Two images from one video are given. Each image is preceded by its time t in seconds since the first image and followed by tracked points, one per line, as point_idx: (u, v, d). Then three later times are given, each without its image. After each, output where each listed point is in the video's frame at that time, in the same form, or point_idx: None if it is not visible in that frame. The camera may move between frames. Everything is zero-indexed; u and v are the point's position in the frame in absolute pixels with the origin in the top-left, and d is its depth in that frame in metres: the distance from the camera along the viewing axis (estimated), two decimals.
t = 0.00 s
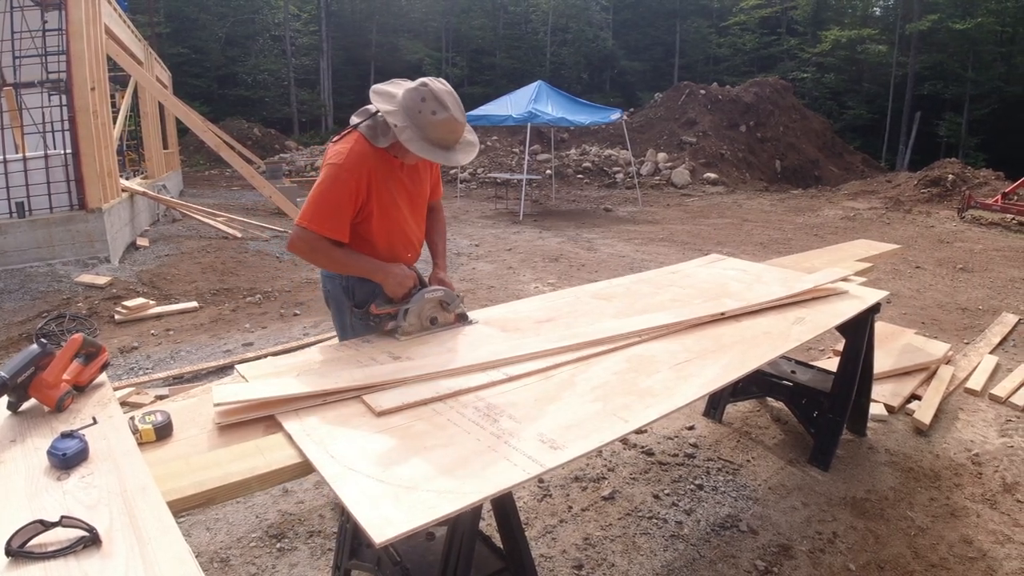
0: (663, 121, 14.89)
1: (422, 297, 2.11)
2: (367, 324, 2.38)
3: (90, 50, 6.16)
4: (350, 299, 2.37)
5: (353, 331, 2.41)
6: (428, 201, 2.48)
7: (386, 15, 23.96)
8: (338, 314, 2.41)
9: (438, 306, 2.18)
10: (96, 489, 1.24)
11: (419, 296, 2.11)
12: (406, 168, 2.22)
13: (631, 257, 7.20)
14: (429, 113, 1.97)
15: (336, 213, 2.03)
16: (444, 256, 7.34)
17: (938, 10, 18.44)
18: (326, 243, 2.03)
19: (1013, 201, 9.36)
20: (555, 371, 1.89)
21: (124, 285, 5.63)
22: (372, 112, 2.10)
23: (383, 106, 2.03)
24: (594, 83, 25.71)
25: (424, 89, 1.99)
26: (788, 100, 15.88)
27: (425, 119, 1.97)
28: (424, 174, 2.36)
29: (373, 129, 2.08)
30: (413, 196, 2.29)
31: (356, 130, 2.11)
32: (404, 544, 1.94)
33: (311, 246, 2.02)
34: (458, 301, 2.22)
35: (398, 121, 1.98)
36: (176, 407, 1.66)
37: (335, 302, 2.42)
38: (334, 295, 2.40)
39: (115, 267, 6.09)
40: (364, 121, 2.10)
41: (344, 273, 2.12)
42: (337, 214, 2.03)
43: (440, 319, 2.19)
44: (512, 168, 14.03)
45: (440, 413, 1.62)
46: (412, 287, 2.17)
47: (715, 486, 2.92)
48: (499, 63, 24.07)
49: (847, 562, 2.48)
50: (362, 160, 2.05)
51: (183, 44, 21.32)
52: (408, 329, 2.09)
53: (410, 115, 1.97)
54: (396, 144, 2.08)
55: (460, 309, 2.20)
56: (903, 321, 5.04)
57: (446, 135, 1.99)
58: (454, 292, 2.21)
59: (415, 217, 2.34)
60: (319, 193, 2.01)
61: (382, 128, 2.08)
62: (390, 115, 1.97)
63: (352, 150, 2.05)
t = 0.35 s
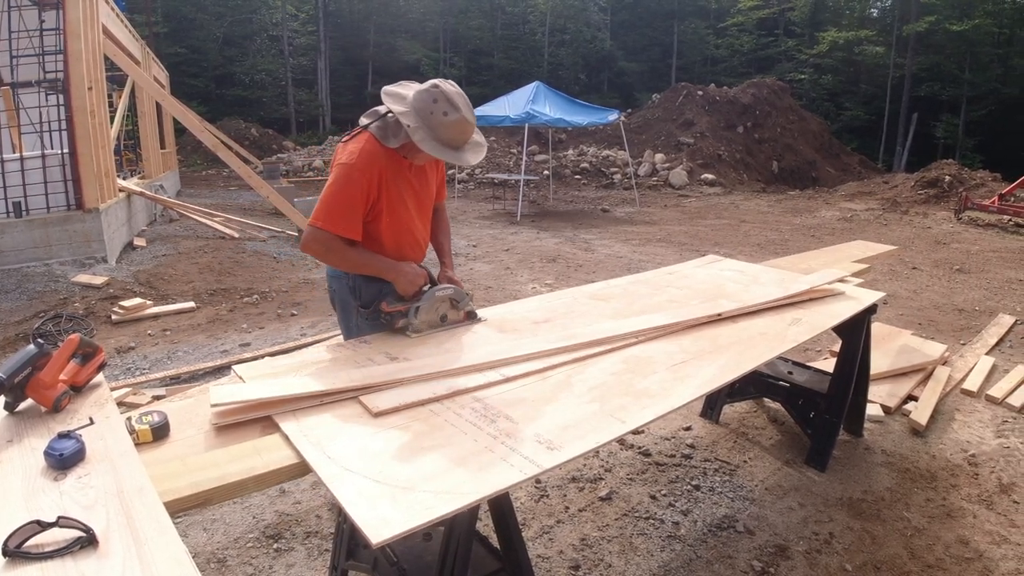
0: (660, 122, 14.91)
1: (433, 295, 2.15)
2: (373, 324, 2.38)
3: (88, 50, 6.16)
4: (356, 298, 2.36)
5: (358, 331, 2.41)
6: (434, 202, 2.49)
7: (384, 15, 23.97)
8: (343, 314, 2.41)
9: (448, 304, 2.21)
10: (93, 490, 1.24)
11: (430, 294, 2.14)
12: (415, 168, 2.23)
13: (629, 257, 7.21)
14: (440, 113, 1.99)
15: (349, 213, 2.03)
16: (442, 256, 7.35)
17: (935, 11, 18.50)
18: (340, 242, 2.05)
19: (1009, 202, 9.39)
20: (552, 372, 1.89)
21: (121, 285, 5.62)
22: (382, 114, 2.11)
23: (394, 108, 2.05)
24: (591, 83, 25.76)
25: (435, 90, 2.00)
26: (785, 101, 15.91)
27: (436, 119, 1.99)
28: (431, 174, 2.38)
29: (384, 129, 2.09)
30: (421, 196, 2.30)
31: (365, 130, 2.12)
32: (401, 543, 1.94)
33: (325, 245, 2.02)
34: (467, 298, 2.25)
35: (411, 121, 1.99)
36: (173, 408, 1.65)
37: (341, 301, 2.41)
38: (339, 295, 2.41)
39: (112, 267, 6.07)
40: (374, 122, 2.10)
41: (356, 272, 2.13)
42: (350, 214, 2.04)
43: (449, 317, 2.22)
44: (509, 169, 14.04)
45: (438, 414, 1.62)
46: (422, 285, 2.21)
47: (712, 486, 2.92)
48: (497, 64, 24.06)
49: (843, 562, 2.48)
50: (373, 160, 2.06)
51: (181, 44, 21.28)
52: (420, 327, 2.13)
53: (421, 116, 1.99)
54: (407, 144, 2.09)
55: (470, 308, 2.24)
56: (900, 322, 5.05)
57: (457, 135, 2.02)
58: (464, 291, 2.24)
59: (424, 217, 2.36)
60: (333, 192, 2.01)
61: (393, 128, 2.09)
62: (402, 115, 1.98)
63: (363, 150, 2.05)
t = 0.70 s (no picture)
0: (660, 123, 14.92)
1: (445, 293, 2.20)
2: (385, 322, 2.40)
3: (86, 50, 6.15)
4: (367, 294, 2.37)
5: (367, 327, 2.42)
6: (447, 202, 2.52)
7: (383, 15, 23.97)
8: (353, 311, 2.42)
9: (460, 302, 2.25)
10: (91, 490, 1.23)
11: (443, 292, 2.19)
12: (430, 167, 2.27)
13: (627, 258, 7.21)
14: (457, 113, 2.03)
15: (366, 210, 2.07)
16: (441, 257, 7.35)
17: (934, 12, 18.55)
18: (356, 238, 2.08)
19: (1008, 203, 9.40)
20: (550, 372, 1.90)
21: (120, 286, 5.62)
22: (399, 114, 2.15)
23: (412, 108, 2.09)
24: (590, 84, 25.79)
25: (452, 91, 2.05)
26: (783, 102, 15.92)
27: (453, 120, 2.03)
28: (446, 174, 2.41)
29: (400, 129, 2.13)
30: (436, 195, 2.33)
31: (382, 129, 2.15)
32: (399, 544, 1.94)
33: (341, 241, 2.06)
34: (479, 297, 2.29)
35: (428, 121, 2.04)
36: (172, 408, 1.65)
37: (351, 298, 2.43)
38: (349, 289, 2.43)
39: (110, 267, 6.07)
40: (391, 122, 2.14)
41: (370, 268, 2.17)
42: (368, 210, 2.07)
43: (461, 315, 2.26)
44: (508, 170, 14.04)
45: (435, 414, 1.62)
46: (435, 283, 2.25)
47: (710, 487, 2.93)
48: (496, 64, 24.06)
49: (841, 563, 2.48)
50: (390, 158, 2.10)
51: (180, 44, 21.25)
52: (432, 324, 2.17)
53: (438, 115, 2.03)
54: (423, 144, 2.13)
55: (482, 306, 2.27)
56: (899, 322, 5.06)
57: (472, 135, 2.06)
58: (476, 289, 2.29)
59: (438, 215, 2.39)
60: (350, 189, 2.05)
61: (409, 127, 2.13)
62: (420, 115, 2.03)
63: (380, 148, 2.09)
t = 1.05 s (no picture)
0: (658, 124, 14.93)
1: (455, 292, 2.23)
2: (394, 319, 2.43)
3: (85, 50, 6.15)
4: (376, 292, 2.41)
5: (376, 324, 2.45)
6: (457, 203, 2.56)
7: (382, 16, 23.98)
8: (363, 308, 2.45)
9: (469, 301, 2.29)
10: (88, 491, 1.23)
11: (453, 291, 2.23)
12: (444, 168, 2.30)
13: (626, 260, 7.20)
14: (474, 116, 2.09)
15: (380, 210, 2.10)
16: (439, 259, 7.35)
17: (932, 13, 18.59)
18: (371, 237, 2.12)
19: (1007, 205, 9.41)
20: (548, 373, 1.90)
21: (118, 286, 5.61)
22: (416, 115, 2.19)
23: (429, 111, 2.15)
24: (589, 85, 25.84)
25: (470, 94, 2.11)
26: (782, 103, 15.93)
27: (470, 123, 2.09)
28: (458, 176, 2.45)
29: (416, 130, 2.16)
30: (447, 196, 2.36)
31: (397, 130, 2.19)
32: (397, 545, 1.94)
33: (356, 240, 2.10)
34: (488, 296, 2.33)
35: (445, 123, 2.09)
36: (169, 409, 1.65)
37: (361, 294, 2.46)
38: (359, 286, 2.46)
39: (109, 268, 6.06)
40: (406, 123, 2.18)
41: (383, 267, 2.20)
42: (381, 209, 2.10)
43: (470, 314, 2.29)
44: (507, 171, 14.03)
45: (434, 415, 1.62)
46: (445, 282, 2.29)
47: (708, 488, 2.93)
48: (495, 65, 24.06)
49: (838, 564, 2.48)
50: (405, 159, 2.13)
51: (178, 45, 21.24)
52: (442, 322, 2.21)
53: (456, 118, 2.09)
54: (439, 146, 2.17)
55: (491, 305, 2.31)
56: (897, 323, 5.07)
57: (488, 138, 2.12)
58: (485, 288, 2.32)
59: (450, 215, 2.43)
60: (365, 189, 2.08)
61: (426, 129, 2.16)
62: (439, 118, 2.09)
63: (396, 149, 2.12)
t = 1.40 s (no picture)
0: (655, 125, 14.94)
1: (462, 291, 2.25)
2: (396, 319, 2.45)
3: (82, 51, 6.14)
4: (378, 291, 2.42)
5: (377, 324, 2.47)
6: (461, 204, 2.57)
7: (380, 17, 23.99)
8: (363, 307, 2.46)
9: (475, 300, 2.31)
10: (83, 492, 1.23)
11: (460, 290, 2.25)
12: (449, 169, 2.31)
13: (623, 261, 7.20)
14: (481, 117, 2.13)
15: (388, 209, 2.12)
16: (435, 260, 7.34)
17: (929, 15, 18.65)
18: (378, 237, 2.14)
19: (1003, 205, 9.42)
20: (544, 374, 1.90)
21: (115, 287, 5.61)
22: (422, 115, 2.20)
23: (435, 112, 2.17)
24: (586, 86, 25.87)
25: (477, 96, 2.14)
26: (779, 104, 15.96)
27: (478, 124, 2.12)
28: (463, 176, 2.46)
29: (422, 131, 2.18)
30: (452, 196, 2.37)
31: (404, 131, 2.20)
32: (393, 547, 1.93)
33: (365, 239, 2.11)
34: (494, 295, 2.35)
35: (453, 123, 2.12)
36: (164, 411, 1.65)
37: (363, 293, 2.47)
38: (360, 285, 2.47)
39: (105, 269, 6.05)
40: (413, 124, 2.19)
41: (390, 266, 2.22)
42: (389, 209, 2.12)
43: (476, 313, 2.31)
44: (504, 172, 14.03)
45: (430, 416, 1.63)
46: (452, 281, 2.31)
47: (705, 489, 2.93)
48: (492, 66, 24.07)
49: (835, 565, 2.49)
50: (412, 159, 2.15)
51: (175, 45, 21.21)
52: (450, 321, 2.23)
53: (463, 119, 2.13)
54: (446, 146, 2.19)
55: (497, 304, 2.32)
56: (894, 324, 5.08)
57: (494, 139, 2.16)
58: (491, 287, 2.34)
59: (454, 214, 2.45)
60: (372, 190, 2.10)
61: (432, 130, 2.18)
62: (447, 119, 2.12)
63: (404, 149, 2.14)
